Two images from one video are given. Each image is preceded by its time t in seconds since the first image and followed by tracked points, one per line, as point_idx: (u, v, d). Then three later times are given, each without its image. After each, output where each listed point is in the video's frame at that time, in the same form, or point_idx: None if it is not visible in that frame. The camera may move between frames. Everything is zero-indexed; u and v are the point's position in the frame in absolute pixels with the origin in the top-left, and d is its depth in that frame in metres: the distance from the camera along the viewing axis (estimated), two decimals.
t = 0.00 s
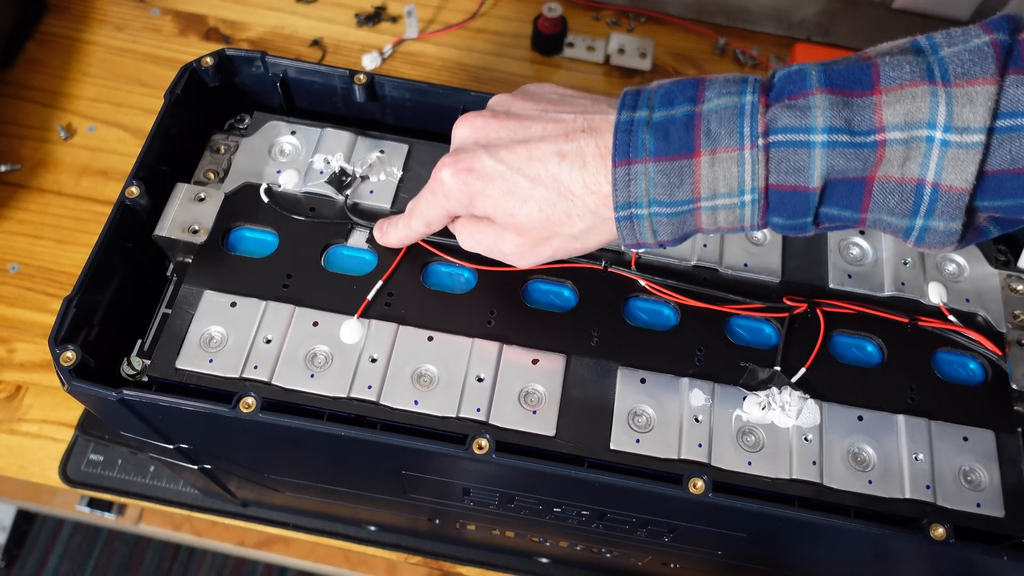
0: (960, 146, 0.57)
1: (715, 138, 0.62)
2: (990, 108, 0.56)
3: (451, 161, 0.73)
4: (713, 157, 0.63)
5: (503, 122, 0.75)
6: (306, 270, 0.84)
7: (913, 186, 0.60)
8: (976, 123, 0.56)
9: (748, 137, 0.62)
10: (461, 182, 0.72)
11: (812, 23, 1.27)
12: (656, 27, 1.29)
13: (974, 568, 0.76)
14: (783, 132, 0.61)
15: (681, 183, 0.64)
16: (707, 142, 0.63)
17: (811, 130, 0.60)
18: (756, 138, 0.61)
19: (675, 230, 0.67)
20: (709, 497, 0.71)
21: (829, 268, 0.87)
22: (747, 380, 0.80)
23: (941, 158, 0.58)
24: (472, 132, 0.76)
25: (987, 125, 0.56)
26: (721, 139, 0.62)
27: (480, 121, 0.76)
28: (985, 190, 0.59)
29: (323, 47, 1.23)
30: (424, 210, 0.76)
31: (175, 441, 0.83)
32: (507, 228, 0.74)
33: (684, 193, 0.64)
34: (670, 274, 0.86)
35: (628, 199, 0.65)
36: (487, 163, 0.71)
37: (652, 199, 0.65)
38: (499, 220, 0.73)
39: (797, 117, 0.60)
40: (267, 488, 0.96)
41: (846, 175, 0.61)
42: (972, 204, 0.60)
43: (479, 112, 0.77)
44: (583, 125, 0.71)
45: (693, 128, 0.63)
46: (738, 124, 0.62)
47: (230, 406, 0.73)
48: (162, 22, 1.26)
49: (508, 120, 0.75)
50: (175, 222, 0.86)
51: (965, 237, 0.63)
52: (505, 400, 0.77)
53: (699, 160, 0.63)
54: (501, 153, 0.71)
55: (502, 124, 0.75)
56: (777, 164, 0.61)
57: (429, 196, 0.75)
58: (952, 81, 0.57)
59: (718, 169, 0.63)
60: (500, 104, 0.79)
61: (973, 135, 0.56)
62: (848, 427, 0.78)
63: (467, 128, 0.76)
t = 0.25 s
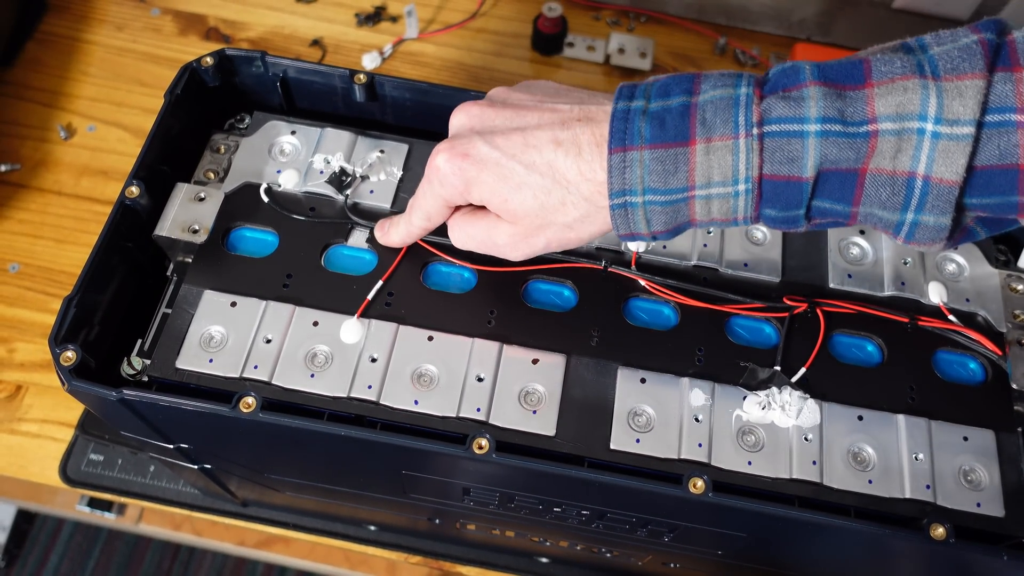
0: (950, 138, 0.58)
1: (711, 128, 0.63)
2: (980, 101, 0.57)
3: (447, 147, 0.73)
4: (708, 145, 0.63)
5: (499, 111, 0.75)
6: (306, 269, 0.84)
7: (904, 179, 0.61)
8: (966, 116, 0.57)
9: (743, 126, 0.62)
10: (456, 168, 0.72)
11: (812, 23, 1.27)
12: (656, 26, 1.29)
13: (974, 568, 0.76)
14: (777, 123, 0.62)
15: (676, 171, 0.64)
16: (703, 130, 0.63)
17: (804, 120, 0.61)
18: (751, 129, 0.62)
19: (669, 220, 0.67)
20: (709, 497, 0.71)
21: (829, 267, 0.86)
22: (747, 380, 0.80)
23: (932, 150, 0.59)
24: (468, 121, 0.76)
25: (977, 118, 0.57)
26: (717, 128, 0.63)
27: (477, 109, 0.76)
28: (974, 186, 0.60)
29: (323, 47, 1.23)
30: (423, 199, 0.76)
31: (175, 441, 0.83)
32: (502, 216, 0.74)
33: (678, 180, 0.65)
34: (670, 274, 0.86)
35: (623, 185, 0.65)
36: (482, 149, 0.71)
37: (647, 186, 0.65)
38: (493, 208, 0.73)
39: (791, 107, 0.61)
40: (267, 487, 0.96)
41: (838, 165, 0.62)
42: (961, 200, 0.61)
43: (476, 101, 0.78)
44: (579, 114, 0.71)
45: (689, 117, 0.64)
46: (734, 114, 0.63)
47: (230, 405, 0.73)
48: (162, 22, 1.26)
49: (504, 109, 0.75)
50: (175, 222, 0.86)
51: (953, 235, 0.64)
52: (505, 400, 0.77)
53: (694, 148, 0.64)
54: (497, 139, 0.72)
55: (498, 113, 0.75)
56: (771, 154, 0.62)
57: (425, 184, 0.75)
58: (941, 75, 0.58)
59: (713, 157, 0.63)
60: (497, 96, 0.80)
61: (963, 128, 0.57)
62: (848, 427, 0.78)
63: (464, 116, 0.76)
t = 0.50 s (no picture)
0: (951, 130, 0.58)
1: (712, 124, 0.63)
2: (979, 93, 0.57)
3: (449, 145, 0.73)
4: (711, 141, 0.63)
5: (501, 110, 0.75)
6: (306, 269, 0.84)
7: (905, 172, 0.61)
8: (966, 108, 0.57)
9: (744, 122, 0.62)
10: (457, 165, 0.72)
11: (812, 23, 1.27)
12: (656, 26, 1.29)
13: (974, 568, 0.76)
14: (778, 118, 0.61)
15: (678, 168, 0.64)
16: (705, 126, 0.63)
17: (805, 116, 0.61)
18: (752, 124, 0.62)
19: (672, 216, 0.67)
20: (709, 497, 0.71)
21: (829, 267, 0.86)
22: (747, 380, 0.80)
23: (933, 142, 0.59)
24: (470, 120, 0.76)
25: (977, 110, 0.57)
26: (718, 124, 0.63)
27: (478, 108, 0.76)
28: (974, 176, 0.60)
29: (323, 46, 1.23)
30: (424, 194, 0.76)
31: (175, 441, 0.83)
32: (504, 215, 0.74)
33: (681, 177, 0.64)
34: (670, 274, 0.86)
35: (626, 183, 0.65)
36: (483, 147, 0.72)
37: (650, 183, 0.65)
38: (496, 205, 0.73)
39: (792, 102, 0.61)
40: (267, 487, 0.96)
41: (840, 160, 0.62)
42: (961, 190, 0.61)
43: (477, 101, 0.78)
44: (580, 112, 0.71)
45: (690, 114, 0.64)
46: (735, 110, 0.62)
47: (230, 405, 0.73)
48: (162, 22, 1.26)
49: (506, 107, 0.75)
50: (175, 222, 0.86)
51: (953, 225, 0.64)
52: (505, 399, 0.77)
53: (697, 144, 0.64)
54: (498, 138, 0.72)
55: (500, 111, 0.75)
56: (773, 149, 0.62)
57: (427, 182, 0.75)
58: (941, 68, 0.58)
59: (715, 153, 0.63)
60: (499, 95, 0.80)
61: (964, 120, 0.57)
62: (848, 427, 0.78)
63: (466, 115, 0.76)
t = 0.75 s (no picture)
0: (969, 120, 0.59)
1: (730, 116, 0.63)
2: (997, 83, 0.58)
3: (466, 149, 0.73)
4: (728, 134, 0.63)
5: (515, 108, 0.75)
6: (306, 269, 0.84)
7: (922, 162, 0.62)
8: (984, 98, 0.58)
9: (762, 114, 0.62)
10: (475, 169, 0.72)
11: (812, 22, 1.27)
12: (656, 26, 1.28)
13: (974, 568, 0.76)
14: (796, 110, 0.62)
15: (696, 161, 0.64)
16: (722, 119, 0.63)
17: (824, 107, 0.61)
18: (770, 116, 0.62)
19: (689, 208, 0.67)
20: (709, 497, 0.71)
21: (829, 267, 0.86)
22: (747, 380, 0.80)
23: (951, 133, 0.59)
24: (484, 121, 0.76)
25: (995, 99, 0.58)
26: (736, 116, 0.63)
27: (492, 108, 0.76)
28: (990, 165, 0.61)
29: (323, 46, 1.23)
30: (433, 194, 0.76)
31: (175, 441, 0.83)
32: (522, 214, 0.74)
33: (699, 170, 0.64)
34: (670, 274, 0.86)
35: (643, 177, 0.65)
36: (500, 149, 0.71)
37: (667, 177, 0.65)
38: (514, 206, 0.73)
39: (810, 94, 0.61)
40: (267, 487, 0.96)
41: (858, 150, 0.62)
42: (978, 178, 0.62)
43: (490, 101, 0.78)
44: (595, 107, 0.71)
45: (707, 107, 0.63)
46: (752, 102, 0.62)
47: (230, 405, 0.73)
48: (162, 21, 1.26)
49: (520, 106, 0.75)
50: (175, 222, 0.86)
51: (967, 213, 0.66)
52: (505, 399, 0.77)
53: (714, 137, 0.63)
54: (514, 138, 0.71)
55: (513, 110, 0.75)
56: (791, 141, 0.62)
57: (443, 184, 0.74)
58: (959, 58, 0.59)
59: (733, 145, 0.63)
60: (511, 93, 0.79)
61: (982, 109, 0.58)
62: (848, 427, 0.78)
63: (480, 116, 0.76)
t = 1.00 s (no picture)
0: (979, 96, 0.59)
1: (737, 95, 0.62)
2: (1007, 58, 0.59)
3: (467, 134, 0.70)
4: (735, 113, 0.62)
5: (514, 91, 0.72)
6: (306, 269, 0.84)
7: (932, 139, 0.62)
8: (994, 74, 0.59)
9: (769, 92, 0.62)
10: (478, 155, 0.69)
11: (812, 22, 1.26)
12: (656, 25, 1.28)
13: (974, 567, 0.76)
14: (804, 87, 0.61)
15: (703, 140, 0.63)
16: (729, 98, 0.62)
17: (833, 84, 0.60)
18: (778, 93, 0.61)
19: (694, 190, 0.66)
20: (709, 497, 0.71)
21: (829, 267, 0.86)
22: (747, 380, 0.80)
23: (961, 108, 0.60)
24: (482, 104, 0.73)
25: (1005, 75, 0.59)
26: (743, 95, 0.62)
27: (489, 92, 0.73)
28: (999, 142, 0.62)
29: (324, 46, 1.23)
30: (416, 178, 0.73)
31: (175, 441, 0.83)
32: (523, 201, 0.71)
33: (706, 149, 0.63)
34: (670, 274, 0.86)
35: (649, 157, 0.64)
36: (504, 134, 0.69)
37: (674, 157, 0.64)
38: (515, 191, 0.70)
39: (818, 71, 0.60)
40: (267, 487, 0.96)
41: (867, 128, 0.62)
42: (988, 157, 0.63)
43: (486, 84, 0.74)
44: (600, 89, 0.68)
45: (713, 85, 0.62)
46: (759, 80, 0.62)
47: (230, 405, 0.73)
48: (162, 21, 1.26)
49: (520, 89, 0.72)
50: (175, 222, 0.86)
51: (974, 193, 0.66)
52: (505, 399, 0.77)
53: (721, 116, 0.62)
54: (517, 122, 0.69)
55: (512, 92, 0.72)
56: (800, 118, 0.62)
57: (440, 168, 0.71)
58: (968, 33, 0.59)
59: (740, 124, 0.62)
60: (505, 76, 0.76)
61: (992, 85, 0.59)
62: (848, 427, 0.78)
63: (476, 100, 0.73)
